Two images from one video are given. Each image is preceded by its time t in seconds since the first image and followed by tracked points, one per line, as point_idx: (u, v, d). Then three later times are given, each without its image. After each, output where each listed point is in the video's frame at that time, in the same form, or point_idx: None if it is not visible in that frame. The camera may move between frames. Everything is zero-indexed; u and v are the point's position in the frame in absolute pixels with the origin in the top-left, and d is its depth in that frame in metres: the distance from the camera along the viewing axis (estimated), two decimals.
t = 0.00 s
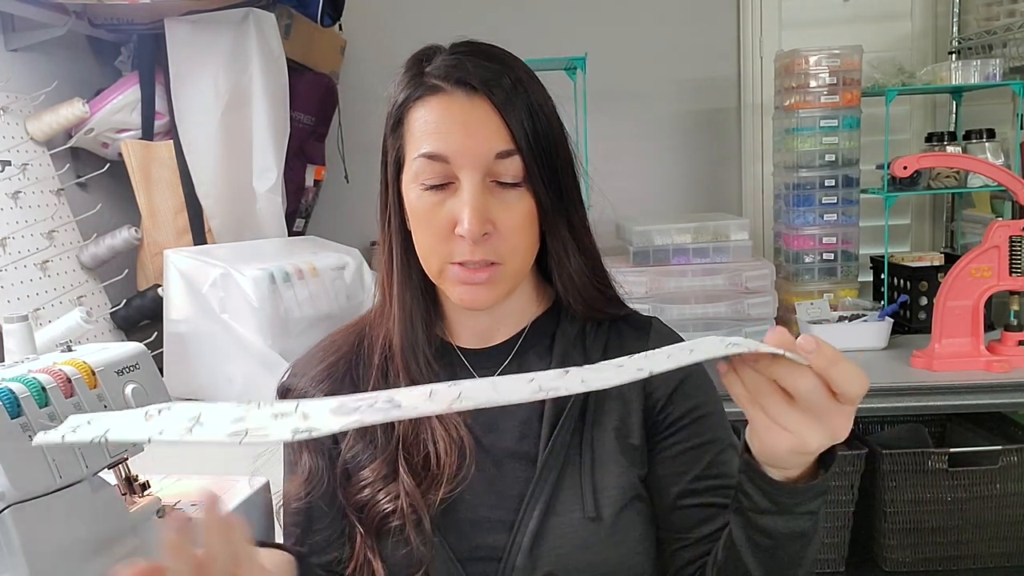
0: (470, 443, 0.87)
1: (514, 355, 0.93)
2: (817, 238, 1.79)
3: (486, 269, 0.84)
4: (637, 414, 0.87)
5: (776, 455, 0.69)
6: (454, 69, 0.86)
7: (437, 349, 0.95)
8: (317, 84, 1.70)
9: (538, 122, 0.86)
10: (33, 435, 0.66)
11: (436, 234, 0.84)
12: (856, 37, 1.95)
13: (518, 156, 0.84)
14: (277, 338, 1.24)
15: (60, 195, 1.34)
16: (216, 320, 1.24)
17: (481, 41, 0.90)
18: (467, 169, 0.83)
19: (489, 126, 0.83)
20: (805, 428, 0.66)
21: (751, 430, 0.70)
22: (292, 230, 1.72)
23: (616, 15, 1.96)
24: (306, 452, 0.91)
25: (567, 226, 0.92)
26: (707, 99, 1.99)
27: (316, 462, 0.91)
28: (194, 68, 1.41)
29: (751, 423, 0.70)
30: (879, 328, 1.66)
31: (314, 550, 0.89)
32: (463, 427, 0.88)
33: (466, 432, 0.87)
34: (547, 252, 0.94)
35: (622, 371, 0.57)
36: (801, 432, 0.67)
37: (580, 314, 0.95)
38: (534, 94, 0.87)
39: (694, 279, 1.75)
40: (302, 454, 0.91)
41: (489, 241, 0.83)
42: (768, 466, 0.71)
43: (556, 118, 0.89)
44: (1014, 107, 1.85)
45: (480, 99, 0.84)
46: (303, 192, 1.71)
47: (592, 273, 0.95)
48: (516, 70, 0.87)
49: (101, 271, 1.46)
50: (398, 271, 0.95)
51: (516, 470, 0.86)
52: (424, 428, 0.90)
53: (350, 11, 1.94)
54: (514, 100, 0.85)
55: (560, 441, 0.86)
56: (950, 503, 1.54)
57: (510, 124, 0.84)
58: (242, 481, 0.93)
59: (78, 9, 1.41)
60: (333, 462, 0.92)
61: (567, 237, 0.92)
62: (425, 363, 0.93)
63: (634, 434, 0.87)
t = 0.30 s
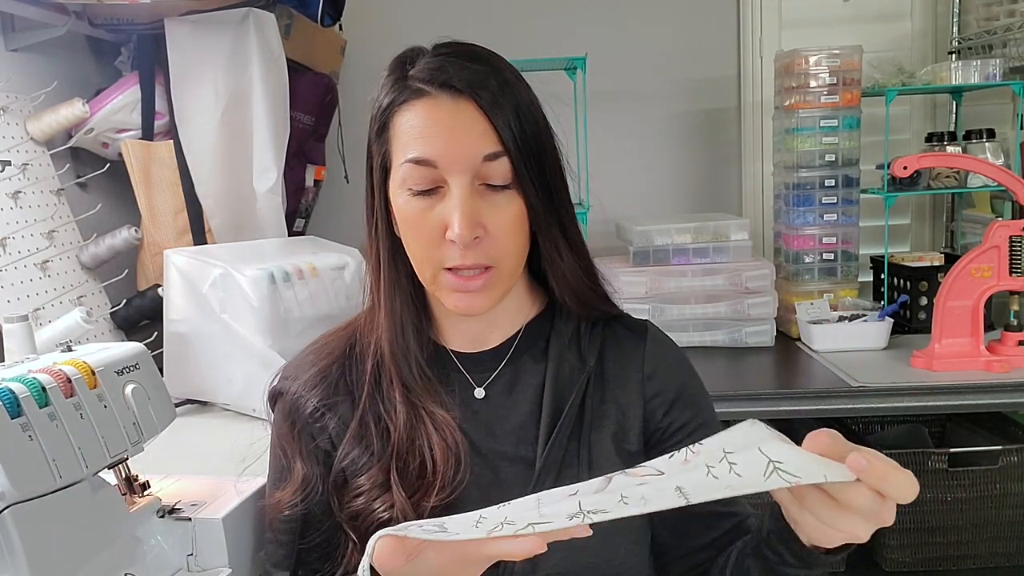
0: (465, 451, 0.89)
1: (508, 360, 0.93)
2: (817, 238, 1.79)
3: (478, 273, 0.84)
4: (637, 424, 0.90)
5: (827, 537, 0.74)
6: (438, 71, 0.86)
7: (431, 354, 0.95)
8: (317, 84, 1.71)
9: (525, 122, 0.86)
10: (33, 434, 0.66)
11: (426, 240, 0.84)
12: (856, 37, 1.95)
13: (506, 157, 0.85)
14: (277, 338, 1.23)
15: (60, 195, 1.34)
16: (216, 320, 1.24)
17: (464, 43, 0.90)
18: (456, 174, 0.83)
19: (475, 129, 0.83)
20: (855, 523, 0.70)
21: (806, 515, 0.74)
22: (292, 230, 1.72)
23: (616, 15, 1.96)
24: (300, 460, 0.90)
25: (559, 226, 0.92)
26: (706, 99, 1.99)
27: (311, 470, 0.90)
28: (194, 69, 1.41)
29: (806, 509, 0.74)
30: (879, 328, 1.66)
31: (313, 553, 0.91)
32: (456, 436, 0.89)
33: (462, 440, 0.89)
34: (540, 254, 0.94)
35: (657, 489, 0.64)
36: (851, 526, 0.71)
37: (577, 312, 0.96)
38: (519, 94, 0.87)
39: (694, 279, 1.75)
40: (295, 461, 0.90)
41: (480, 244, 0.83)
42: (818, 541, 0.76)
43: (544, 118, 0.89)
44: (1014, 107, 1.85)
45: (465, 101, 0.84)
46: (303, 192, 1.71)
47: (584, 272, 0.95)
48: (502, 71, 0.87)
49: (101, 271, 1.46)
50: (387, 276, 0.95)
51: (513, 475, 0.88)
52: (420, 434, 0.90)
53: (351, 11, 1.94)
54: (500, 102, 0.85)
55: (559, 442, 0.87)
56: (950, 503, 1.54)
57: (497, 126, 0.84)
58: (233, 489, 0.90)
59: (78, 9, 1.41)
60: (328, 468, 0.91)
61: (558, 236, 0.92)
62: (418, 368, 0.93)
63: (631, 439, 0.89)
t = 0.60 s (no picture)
0: (468, 453, 0.89)
1: (510, 360, 0.93)
2: (817, 238, 1.79)
3: (481, 270, 0.85)
4: (641, 426, 0.90)
5: None
6: (443, 67, 0.86)
7: (432, 355, 0.95)
8: (317, 84, 1.70)
9: (530, 121, 0.86)
10: (33, 435, 0.66)
11: (429, 236, 0.84)
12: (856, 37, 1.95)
13: (511, 155, 0.85)
14: (277, 338, 1.23)
15: (60, 195, 1.34)
16: (216, 320, 1.24)
17: (467, 40, 0.90)
18: (460, 171, 0.83)
19: (479, 125, 0.83)
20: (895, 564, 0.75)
21: None
22: (292, 230, 1.72)
23: (616, 15, 1.96)
24: (303, 464, 0.89)
25: (561, 225, 0.92)
26: (706, 99, 1.99)
27: (314, 473, 0.89)
28: (194, 69, 1.41)
29: None
30: (879, 328, 1.66)
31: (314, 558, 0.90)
32: (459, 438, 0.89)
33: (465, 442, 0.89)
34: (542, 253, 0.94)
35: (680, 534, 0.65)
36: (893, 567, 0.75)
37: (579, 311, 0.97)
38: (524, 93, 0.87)
39: (694, 279, 1.75)
40: (297, 464, 0.89)
41: (483, 242, 0.83)
42: None
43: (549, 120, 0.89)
44: (1013, 107, 1.85)
45: (470, 98, 0.84)
46: (303, 192, 1.71)
47: (586, 269, 0.96)
48: (506, 69, 0.87)
49: (101, 270, 1.46)
50: (389, 277, 0.95)
51: (516, 476, 0.89)
52: (422, 437, 0.89)
53: (351, 11, 1.94)
54: (505, 99, 0.85)
55: (562, 444, 0.88)
56: (950, 503, 1.54)
57: (502, 123, 0.84)
58: (233, 489, 0.90)
59: (78, 9, 1.41)
60: (329, 471, 0.90)
61: (560, 235, 0.92)
62: (420, 369, 0.93)
63: (635, 441, 0.89)
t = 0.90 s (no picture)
0: (473, 446, 0.89)
1: (514, 359, 0.93)
2: (817, 238, 1.79)
3: (495, 264, 0.85)
4: (639, 426, 0.88)
5: None
6: (465, 62, 0.86)
7: (437, 351, 0.95)
8: (317, 84, 1.70)
9: (548, 120, 0.87)
10: (33, 435, 0.66)
11: (444, 228, 0.84)
12: (856, 37, 1.95)
13: (528, 152, 0.85)
14: (278, 338, 1.23)
15: (60, 195, 1.34)
16: (217, 320, 1.24)
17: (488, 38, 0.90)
18: (478, 164, 0.83)
19: (499, 120, 0.84)
20: None
21: None
22: (292, 230, 1.72)
23: (616, 15, 1.96)
24: (309, 456, 0.90)
25: (569, 225, 0.92)
26: (706, 99, 1.99)
27: (320, 466, 0.90)
28: (194, 69, 1.41)
29: None
30: (879, 328, 1.66)
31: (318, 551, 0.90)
32: (463, 431, 0.89)
33: (469, 436, 0.89)
34: (549, 250, 0.94)
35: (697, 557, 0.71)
36: None
37: (579, 315, 0.96)
38: (543, 92, 0.87)
39: (694, 279, 1.75)
40: (303, 456, 0.90)
41: (498, 235, 0.83)
42: None
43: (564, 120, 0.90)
44: (1014, 107, 1.85)
45: (492, 93, 0.84)
46: (303, 192, 1.71)
47: (590, 274, 0.95)
48: (526, 67, 0.87)
49: (101, 270, 1.46)
50: (401, 272, 0.94)
51: (514, 476, 0.88)
52: (427, 430, 0.90)
53: (351, 11, 1.94)
54: (525, 97, 0.85)
55: (561, 443, 0.87)
56: (950, 503, 1.54)
57: (522, 120, 0.85)
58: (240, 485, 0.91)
59: (78, 9, 1.41)
60: (336, 465, 0.90)
61: (569, 237, 0.93)
62: (426, 364, 0.93)
63: (632, 441, 0.88)
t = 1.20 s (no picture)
0: (464, 446, 0.88)
1: (510, 358, 0.92)
2: (817, 238, 1.79)
3: (488, 263, 0.85)
4: (632, 424, 0.88)
5: None
6: (460, 63, 0.86)
7: (435, 349, 0.94)
8: (317, 84, 1.70)
9: (543, 120, 0.86)
10: (33, 435, 0.66)
11: (437, 227, 0.84)
12: (856, 37, 1.95)
13: (522, 152, 0.85)
14: (277, 338, 1.23)
15: (60, 195, 1.34)
16: (216, 320, 1.24)
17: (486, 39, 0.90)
18: (470, 164, 0.83)
19: (493, 121, 0.83)
20: None
21: None
22: (292, 230, 1.72)
23: (616, 15, 1.96)
24: (305, 451, 0.90)
25: (567, 224, 0.92)
26: (706, 99, 1.99)
27: (315, 461, 0.90)
28: (194, 69, 1.41)
29: None
30: (879, 328, 1.66)
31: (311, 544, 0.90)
32: (456, 429, 0.89)
33: (461, 434, 0.89)
34: (546, 249, 0.93)
35: None
36: None
37: (576, 315, 0.94)
38: (539, 93, 0.86)
39: (694, 279, 1.75)
40: (301, 451, 0.90)
41: (490, 235, 0.83)
42: None
43: (561, 120, 0.89)
44: (1014, 107, 1.85)
45: (485, 94, 0.84)
46: (303, 192, 1.71)
47: (590, 276, 0.94)
48: (522, 68, 0.86)
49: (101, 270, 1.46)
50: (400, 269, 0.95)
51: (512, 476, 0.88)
52: (420, 428, 0.90)
53: (351, 11, 1.95)
54: (519, 97, 0.85)
55: (554, 441, 0.87)
56: (950, 503, 1.54)
57: (515, 120, 0.84)
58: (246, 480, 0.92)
59: (78, 9, 1.41)
60: (331, 460, 0.91)
61: (567, 236, 0.92)
62: (424, 362, 0.93)
63: (625, 441, 0.87)
